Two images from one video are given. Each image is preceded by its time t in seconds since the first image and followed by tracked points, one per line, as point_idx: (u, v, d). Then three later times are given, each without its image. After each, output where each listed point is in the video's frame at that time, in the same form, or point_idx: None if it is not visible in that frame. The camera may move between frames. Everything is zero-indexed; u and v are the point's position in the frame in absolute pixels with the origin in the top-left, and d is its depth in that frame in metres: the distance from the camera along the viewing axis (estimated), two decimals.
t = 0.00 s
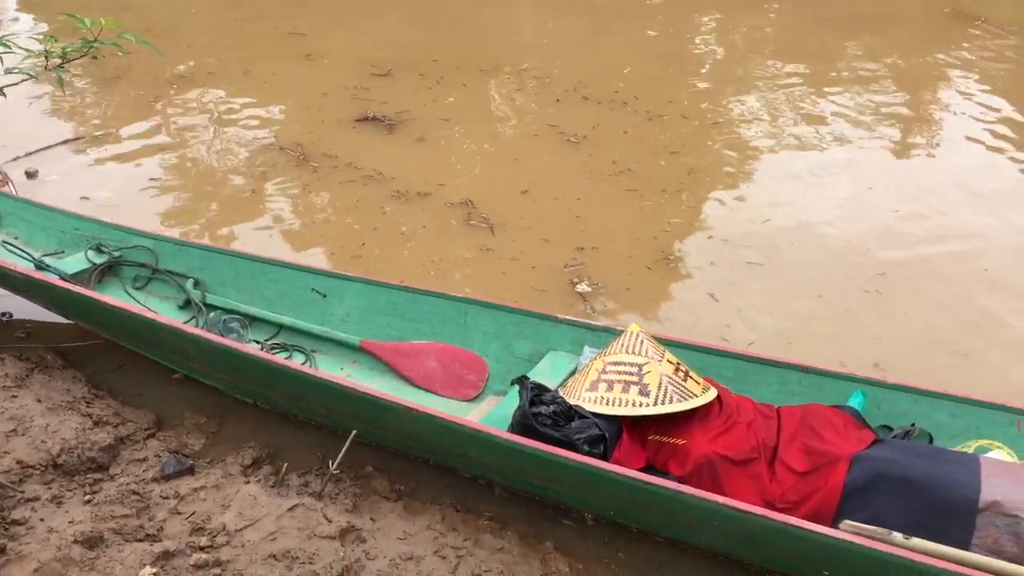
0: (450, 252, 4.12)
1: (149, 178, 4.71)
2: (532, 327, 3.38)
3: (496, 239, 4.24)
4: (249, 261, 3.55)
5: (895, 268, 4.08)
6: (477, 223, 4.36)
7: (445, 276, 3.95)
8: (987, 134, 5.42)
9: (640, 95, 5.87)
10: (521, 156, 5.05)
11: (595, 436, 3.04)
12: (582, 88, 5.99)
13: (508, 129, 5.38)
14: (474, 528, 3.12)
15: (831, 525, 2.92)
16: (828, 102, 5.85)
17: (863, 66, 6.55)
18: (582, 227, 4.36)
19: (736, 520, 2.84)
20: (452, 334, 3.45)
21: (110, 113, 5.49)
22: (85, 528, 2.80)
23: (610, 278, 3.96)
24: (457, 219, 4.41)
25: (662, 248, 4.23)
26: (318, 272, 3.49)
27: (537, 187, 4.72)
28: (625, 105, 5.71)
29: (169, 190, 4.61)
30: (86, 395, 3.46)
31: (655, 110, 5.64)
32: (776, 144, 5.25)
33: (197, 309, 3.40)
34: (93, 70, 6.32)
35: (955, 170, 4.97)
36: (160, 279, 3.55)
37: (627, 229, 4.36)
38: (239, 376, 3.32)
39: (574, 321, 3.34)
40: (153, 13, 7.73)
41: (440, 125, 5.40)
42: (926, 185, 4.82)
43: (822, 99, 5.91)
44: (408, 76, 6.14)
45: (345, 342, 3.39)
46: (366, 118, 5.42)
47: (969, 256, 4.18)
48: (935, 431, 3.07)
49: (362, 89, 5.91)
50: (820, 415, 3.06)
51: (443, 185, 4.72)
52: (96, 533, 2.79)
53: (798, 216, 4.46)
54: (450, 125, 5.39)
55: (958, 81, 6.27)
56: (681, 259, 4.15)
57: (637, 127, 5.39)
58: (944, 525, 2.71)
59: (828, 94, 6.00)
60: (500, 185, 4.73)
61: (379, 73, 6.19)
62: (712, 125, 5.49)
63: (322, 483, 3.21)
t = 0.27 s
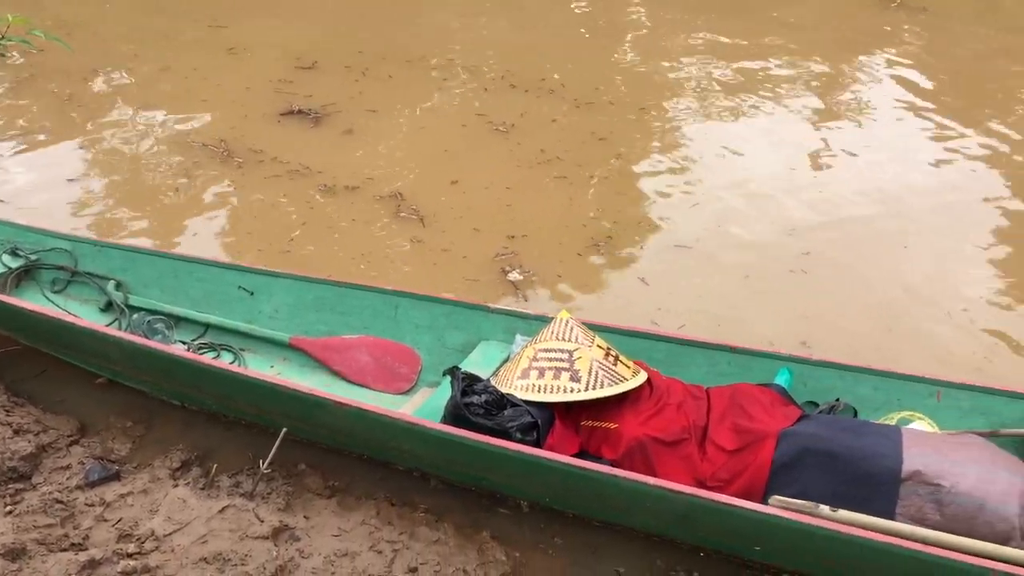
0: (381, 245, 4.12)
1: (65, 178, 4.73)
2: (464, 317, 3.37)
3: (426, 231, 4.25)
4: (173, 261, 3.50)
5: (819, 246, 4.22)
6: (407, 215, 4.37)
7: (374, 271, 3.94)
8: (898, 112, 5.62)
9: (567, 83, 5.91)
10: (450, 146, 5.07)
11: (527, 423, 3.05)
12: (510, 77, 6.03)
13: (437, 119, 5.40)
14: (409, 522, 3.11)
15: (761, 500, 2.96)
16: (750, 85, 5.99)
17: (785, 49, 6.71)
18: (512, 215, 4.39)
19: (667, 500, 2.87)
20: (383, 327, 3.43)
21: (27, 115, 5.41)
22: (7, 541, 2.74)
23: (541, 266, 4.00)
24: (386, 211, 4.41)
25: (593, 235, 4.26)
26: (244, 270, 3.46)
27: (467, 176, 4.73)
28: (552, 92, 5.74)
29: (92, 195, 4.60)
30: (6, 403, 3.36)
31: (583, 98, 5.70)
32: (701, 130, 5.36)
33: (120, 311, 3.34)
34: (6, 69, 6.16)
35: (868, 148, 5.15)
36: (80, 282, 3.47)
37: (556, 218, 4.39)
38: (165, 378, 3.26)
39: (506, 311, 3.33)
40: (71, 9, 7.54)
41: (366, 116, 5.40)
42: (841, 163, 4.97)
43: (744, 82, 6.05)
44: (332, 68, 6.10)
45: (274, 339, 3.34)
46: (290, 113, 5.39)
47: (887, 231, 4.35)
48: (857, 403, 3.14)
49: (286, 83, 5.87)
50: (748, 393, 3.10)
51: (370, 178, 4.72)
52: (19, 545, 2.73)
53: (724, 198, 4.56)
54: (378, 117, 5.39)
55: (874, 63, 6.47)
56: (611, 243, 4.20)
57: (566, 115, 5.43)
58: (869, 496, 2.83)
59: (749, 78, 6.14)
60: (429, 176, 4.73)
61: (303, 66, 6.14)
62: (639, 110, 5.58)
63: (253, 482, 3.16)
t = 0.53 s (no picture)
0: (292, 246, 4.28)
1: None
2: (377, 312, 3.34)
3: (337, 226, 4.43)
4: (73, 267, 3.45)
5: (724, 229, 4.48)
6: (317, 211, 4.53)
7: (284, 268, 4.10)
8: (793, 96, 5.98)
9: (474, 74, 6.22)
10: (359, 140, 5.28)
11: (444, 415, 3.03)
12: (415, 68, 6.33)
13: (347, 117, 5.59)
14: (328, 521, 3.08)
15: (676, 479, 2.98)
16: (653, 75, 6.30)
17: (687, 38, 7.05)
18: (423, 207, 4.58)
19: (584, 484, 2.89)
20: (296, 326, 3.39)
21: None
22: None
23: (453, 257, 4.18)
24: (296, 208, 4.58)
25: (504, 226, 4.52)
26: (149, 273, 3.43)
27: (375, 169, 4.93)
28: (459, 83, 6.06)
29: None
30: None
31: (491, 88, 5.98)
32: (613, 120, 5.58)
33: (18, 321, 3.26)
34: None
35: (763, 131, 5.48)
36: None
37: (467, 208, 4.58)
38: (70, 388, 3.20)
39: (420, 304, 3.31)
40: None
41: (272, 111, 5.64)
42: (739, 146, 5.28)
43: (645, 72, 6.34)
44: (235, 64, 6.37)
45: (183, 343, 3.30)
46: (196, 111, 5.61)
47: (785, 212, 4.66)
48: (766, 378, 3.22)
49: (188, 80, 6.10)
50: (659, 374, 3.12)
51: (280, 175, 4.89)
52: None
53: (634, 188, 4.80)
54: (284, 113, 5.62)
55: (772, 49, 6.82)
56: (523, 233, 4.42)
57: (473, 105, 5.72)
58: (778, 469, 2.84)
59: (651, 67, 6.46)
60: (339, 172, 4.92)
61: (205, 62, 6.41)
62: (547, 101, 5.86)
63: (165, 490, 3.10)
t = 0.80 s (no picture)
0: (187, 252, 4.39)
1: None
2: (274, 313, 3.32)
3: (230, 228, 4.58)
4: None
5: (619, 216, 4.73)
6: (209, 214, 4.68)
7: (175, 272, 4.25)
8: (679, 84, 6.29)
9: (367, 70, 6.47)
10: (250, 141, 5.45)
11: (344, 414, 2.99)
12: (306, 67, 6.57)
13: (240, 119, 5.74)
14: (231, 528, 3.03)
15: (579, 463, 3.01)
16: (547, 69, 6.57)
17: (580, 33, 7.34)
18: (319, 205, 4.75)
19: (488, 474, 2.88)
20: (190, 332, 3.35)
21: None
22: None
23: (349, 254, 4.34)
24: (188, 212, 4.72)
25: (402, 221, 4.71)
26: (32, 286, 3.41)
27: (267, 170, 5.10)
28: (351, 80, 6.30)
29: None
30: None
31: (384, 83, 6.25)
32: (513, 115, 5.81)
33: None
34: None
35: (649, 117, 5.79)
36: None
37: (361, 205, 4.74)
38: None
39: (318, 303, 3.31)
40: None
41: (156, 113, 5.79)
42: (628, 134, 5.56)
43: (536, 68, 6.61)
44: (117, 66, 6.51)
45: (71, 357, 3.22)
46: (77, 116, 5.69)
47: (673, 195, 4.95)
48: (664, 359, 3.27)
49: (66, 83, 6.20)
50: (559, 360, 3.14)
51: (166, 178, 5.05)
52: None
53: (533, 182, 5.02)
54: (170, 116, 5.76)
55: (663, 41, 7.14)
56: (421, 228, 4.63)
57: (366, 100, 5.95)
58: (678, 447, 2.89)
59: (544, 61, 6.74)
60: (231, 175, 5.07)
61: (84, 66, 6.52)
62: (442, 95, 6.12)
63: (57, 509, 3.04)
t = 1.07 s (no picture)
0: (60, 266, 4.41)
1: None
2: (152, 324, 3.25)
3: (104, 238, 4.62)
4: None
5: (504, 207, 4.94)
6: (80, 225, 4.71)
7: (50, 288, 4.27)
8: (565, 75, 6.46)
9: (241, 70, 6.52)
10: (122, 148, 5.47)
11: (228, 423, 2.92)
12: (177, 67, 6.57)
13: (115, 126, 5.74)
14: (113, 548, 3.01)
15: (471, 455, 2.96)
16: (433, 64, 6.67)
17: (465, 26, 7.46)
18: (198, 210, 4.83)
19: (378, 472, 2.85)
20: (64, 348, 3.26)
21: None
22: None
23: (231, 259, 4.44)
24: (58, 223, 4.75)
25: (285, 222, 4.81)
26: None
27: (141, 177, 5.15)
28: (227, 79, 6.36)
29: None
30: None
31: (261, 82, 6.33)
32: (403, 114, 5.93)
33: None
34: None
35: (532, 109, 5.97)
36: None
37: (241, 209, 4.83)
38: None
39: (197, 310, 3.24)
40: None
41: (20, 122, 5.77)
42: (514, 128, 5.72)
43: (420, 63, 6.72)
44: None
45: None
46: None
47: (556, 185, 5.19)
48: (553, 348, 3.31)
49: None
50: (447, 354, 3.10)
51: (31, 190, 5.03)
52: None
53: (421, 181, 5.16)
54: (35, 124, 5.77)
55: (549, 30, 7.30)
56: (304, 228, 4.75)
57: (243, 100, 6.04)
58: (566, 432, 2.87)
59: (431, 56, 6.85)
60: (104, 184, 5.09)
61: None
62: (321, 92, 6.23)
63: None
